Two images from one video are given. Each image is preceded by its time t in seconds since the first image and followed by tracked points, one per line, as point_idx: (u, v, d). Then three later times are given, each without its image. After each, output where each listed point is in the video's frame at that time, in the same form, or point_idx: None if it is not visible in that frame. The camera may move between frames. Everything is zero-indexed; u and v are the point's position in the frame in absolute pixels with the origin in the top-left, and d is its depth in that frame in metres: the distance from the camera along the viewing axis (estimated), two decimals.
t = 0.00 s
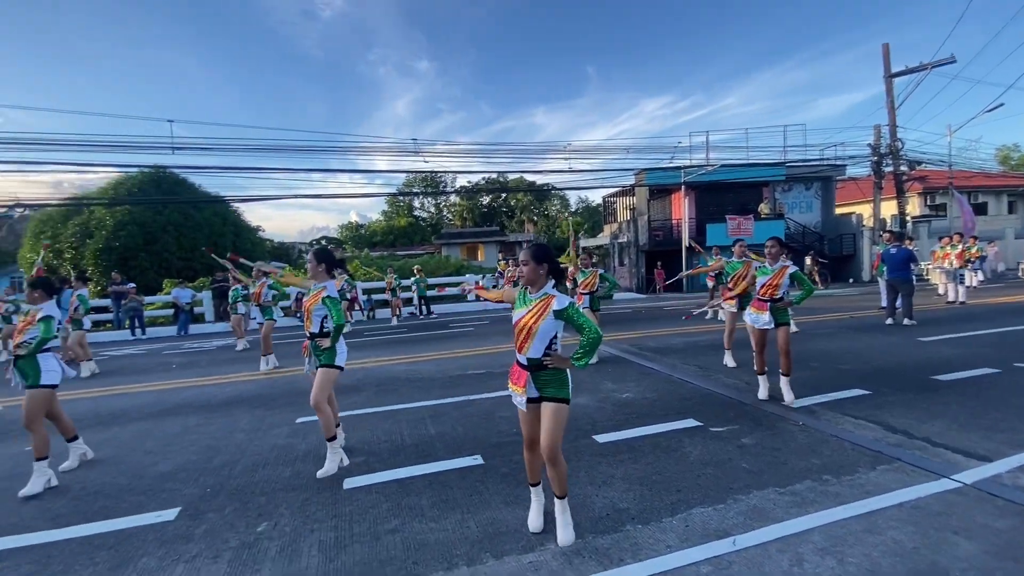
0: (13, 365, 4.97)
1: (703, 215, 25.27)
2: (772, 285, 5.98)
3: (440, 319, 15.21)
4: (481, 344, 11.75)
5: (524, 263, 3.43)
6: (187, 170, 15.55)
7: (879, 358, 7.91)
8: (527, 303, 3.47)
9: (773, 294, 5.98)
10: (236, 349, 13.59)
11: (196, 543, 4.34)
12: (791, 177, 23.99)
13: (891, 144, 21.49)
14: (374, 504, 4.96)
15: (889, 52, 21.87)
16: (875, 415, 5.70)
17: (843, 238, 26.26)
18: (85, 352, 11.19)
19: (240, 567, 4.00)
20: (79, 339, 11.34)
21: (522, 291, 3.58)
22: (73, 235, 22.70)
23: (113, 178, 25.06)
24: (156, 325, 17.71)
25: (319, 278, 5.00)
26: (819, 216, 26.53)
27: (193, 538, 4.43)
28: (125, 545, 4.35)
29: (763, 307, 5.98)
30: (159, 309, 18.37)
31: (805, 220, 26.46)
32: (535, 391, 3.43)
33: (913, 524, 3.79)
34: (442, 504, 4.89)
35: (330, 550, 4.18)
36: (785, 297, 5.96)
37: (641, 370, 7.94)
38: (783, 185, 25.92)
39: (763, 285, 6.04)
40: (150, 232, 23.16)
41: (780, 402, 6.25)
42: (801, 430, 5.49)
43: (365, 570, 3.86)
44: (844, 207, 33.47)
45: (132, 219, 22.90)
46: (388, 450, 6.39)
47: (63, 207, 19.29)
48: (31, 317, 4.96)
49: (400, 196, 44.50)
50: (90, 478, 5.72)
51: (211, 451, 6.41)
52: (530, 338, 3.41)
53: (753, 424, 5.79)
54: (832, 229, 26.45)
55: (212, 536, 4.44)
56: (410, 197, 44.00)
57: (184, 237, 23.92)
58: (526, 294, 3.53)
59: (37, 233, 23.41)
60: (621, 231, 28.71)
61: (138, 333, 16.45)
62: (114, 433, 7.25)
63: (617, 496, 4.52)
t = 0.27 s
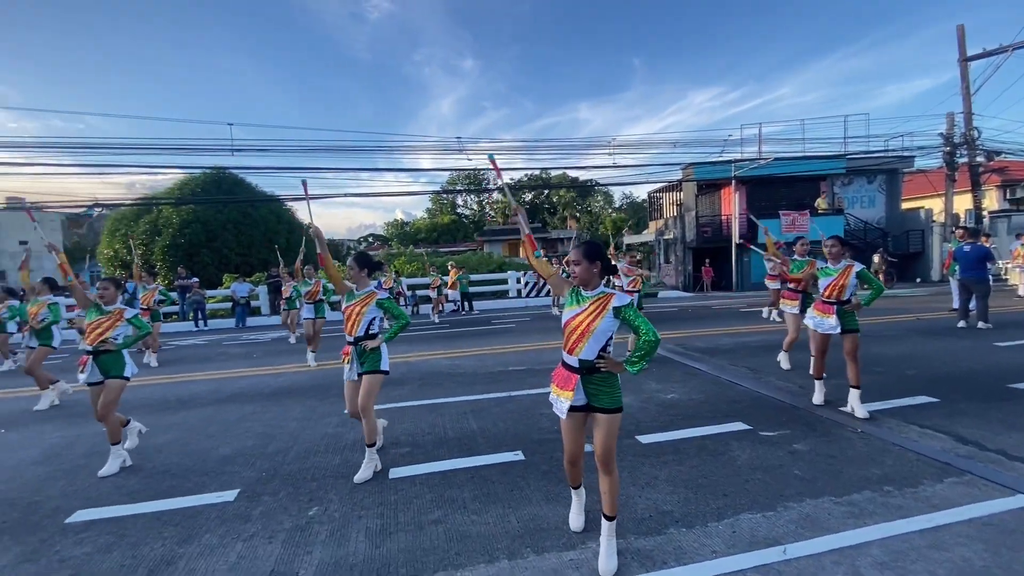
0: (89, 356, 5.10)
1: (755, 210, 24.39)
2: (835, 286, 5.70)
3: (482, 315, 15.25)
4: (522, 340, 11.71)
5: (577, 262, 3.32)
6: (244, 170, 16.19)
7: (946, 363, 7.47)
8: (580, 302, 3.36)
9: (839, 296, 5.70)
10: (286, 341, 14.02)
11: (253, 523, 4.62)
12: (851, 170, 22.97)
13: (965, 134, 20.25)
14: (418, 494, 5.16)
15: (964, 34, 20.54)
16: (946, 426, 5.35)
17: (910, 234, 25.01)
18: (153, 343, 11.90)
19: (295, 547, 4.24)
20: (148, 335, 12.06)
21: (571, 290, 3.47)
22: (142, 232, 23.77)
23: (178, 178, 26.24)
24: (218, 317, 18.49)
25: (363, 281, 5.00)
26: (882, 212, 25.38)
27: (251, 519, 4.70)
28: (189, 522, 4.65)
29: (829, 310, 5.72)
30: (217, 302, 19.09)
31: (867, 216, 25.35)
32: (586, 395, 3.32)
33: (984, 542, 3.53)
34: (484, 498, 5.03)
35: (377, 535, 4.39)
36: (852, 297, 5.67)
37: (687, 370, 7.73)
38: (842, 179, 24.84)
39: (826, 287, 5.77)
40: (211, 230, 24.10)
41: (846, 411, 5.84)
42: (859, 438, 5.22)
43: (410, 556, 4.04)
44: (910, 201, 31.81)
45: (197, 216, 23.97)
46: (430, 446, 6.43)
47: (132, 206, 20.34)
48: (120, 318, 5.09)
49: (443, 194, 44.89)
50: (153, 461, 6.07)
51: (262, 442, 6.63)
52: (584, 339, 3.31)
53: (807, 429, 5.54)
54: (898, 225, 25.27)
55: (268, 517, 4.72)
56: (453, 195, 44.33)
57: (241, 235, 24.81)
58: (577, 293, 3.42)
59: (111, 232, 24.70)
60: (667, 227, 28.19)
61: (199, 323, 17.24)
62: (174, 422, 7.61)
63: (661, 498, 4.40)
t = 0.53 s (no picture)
0: (163, 380, 6.12)
1: (809, 207, 23.36)
2: (910, 294, 5.38)
3: (522, 312, 15.19)
4: (563, 338, 11.60)
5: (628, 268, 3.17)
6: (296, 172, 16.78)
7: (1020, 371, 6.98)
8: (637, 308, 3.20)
9: (913, 304, 5.37)
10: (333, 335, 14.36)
11: (303, 508, 5.05)
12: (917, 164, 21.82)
13: None
14: (460, 487, 5.40)
15: None
16: (1022, 439, 4.97)
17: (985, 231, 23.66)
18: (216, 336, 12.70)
19: (342, 533, 4.58)
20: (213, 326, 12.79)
21: (619, 295, 3.28)
22: (203, 230, 24.80)
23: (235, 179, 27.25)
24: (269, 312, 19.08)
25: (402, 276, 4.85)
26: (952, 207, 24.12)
27: (301, 505, 5.13)
28: (245, 504, 5.16)
29: (902, 319, 5.40)
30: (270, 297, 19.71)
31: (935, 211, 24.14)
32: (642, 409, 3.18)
33: None
34: (525, 495, 5.15)
35: (420, 526, 4.65)
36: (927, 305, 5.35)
37: (734, 373, 7.49)
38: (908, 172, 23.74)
39: (898, 294, 5.45)
40: (266, 228, 24.88)
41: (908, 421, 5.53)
42: (923, 449, 4.91)
43: (452, 548, 4.27)
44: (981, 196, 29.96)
45: (253, 215, 24.79)
46: (470, 445, 6.43)
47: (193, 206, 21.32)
48: (186, 342, 6.13)
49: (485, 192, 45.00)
50: (211, 451, 6.59)
51: (306, 436, 7.05)
52: (641, 350, 3.20)
53: (865, 438, 5.26)
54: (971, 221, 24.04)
55: (316, 504, 5.13)
56: (494, 193, 44.38)
57: (294, 232, 25.50)
58: (626, 301, 3.25)
59: (175, 230, 25.81)
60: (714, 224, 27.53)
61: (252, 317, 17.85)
62: (229, 415, 8.10)
63: (706, 502, 4.25)
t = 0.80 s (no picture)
0: (216, 394, 7.01)
1: (866, 204, 22.30)
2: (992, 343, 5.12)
3: (561, 310, 15.07)
4: (604, 336, 11.44)
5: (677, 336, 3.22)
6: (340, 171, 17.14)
7: None
8: (684, 378, 3.26)
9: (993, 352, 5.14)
10: (375, 331, 14.54)
11: (348, 497, 5.31)
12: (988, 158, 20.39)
13: None
14: (499, 482, 5.47)
15: None
16: None
17: None
18: (270, 333, 13.19)
19: (384, 522, 4.79)
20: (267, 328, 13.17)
21: (662, 365, 3.29)
22: (255, 229, 25.63)
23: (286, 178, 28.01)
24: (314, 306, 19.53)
25: (450, 294, 4.95)
26: None
27: (345, 493, 5.39)
28: (294, 490, 5.50)
29: (980, 368, 5.16)
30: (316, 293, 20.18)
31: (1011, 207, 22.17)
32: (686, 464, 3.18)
33: None
34: (564, 492, 5.16)
35: (459, 518, 4.80)
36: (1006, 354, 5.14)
37: (782, 376, 7.21)
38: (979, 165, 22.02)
39: (977, 342, 5.19)
40: (313, 226, 25.47)
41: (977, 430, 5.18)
42: (991, 463, 4.59)
43: (491, 541, 4.38)
44: None
45: (301, 214, 25.43)
46: (508, 443, 6.38)
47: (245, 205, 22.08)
48: (241, 360, 7.17)
49: (525, 189, 44.93)
50: (260, 441, 6.95)
51: (349, 428, 7.26)
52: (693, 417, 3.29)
53: (926, 449, 4.96)
54: None
55: (360, 493, 5.39)
56: (534, 190, 44.24)
57: (339, 230, 26.00)
58: (672, 369, 3.27)
59: (229, 228, 26.73)
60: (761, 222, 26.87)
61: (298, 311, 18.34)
62: (278, 404, 8.41)
63: (752, 509, 4.09)
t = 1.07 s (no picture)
0: (263, 385, 7.15)
1: (926, 199, 21.20)
2: None
3: (599, 308, 14.89)
4: (642, 335, 11.24)
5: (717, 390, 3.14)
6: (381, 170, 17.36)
7: None
8: (722, 433, 3.20)
9: None
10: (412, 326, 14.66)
11: (388, 487, 5.40)
12: None
13: None
14: (534, 479, 5.43)
15: None
16: None
17: None
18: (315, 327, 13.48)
19: (423, 514, 4.85)
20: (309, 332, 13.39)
21: (701, 419, 3.21)
22: (300, 227, 26.23)
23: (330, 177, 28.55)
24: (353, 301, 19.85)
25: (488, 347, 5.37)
26: None
27: (386, 483, 5.50)
28: (336, 479, 5.65)
29: None
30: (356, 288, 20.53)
31: None
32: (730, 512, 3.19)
33: None
34: (601, 491, 5.08)
35: (496, 513, 4.80)
36: None
37: (832, 379, 6.91)
38: None
39: None
40: (355, 223, 25.88)
41: None
42: None
43: (528, 538, 4.35)
44: None
45: (344, 212, 25.86)
46: (545, 442, 6.31)
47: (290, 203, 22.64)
48: (286, 353, 7.28)
49: (562, 186, 44.67)
50: (303, 431, 7.13)
51: (389, 420, 7.34)
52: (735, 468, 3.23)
53: (990, 460, 4.66)
54: None
55: (400, 484, 5.48)
56: (571, 187, 43.93)
57: (380, 228, 26.36)
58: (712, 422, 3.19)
59: (276, 225, 27.41)
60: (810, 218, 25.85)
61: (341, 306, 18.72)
62: (320, 396, 8.60)
63: (798, 517, 3.92)
